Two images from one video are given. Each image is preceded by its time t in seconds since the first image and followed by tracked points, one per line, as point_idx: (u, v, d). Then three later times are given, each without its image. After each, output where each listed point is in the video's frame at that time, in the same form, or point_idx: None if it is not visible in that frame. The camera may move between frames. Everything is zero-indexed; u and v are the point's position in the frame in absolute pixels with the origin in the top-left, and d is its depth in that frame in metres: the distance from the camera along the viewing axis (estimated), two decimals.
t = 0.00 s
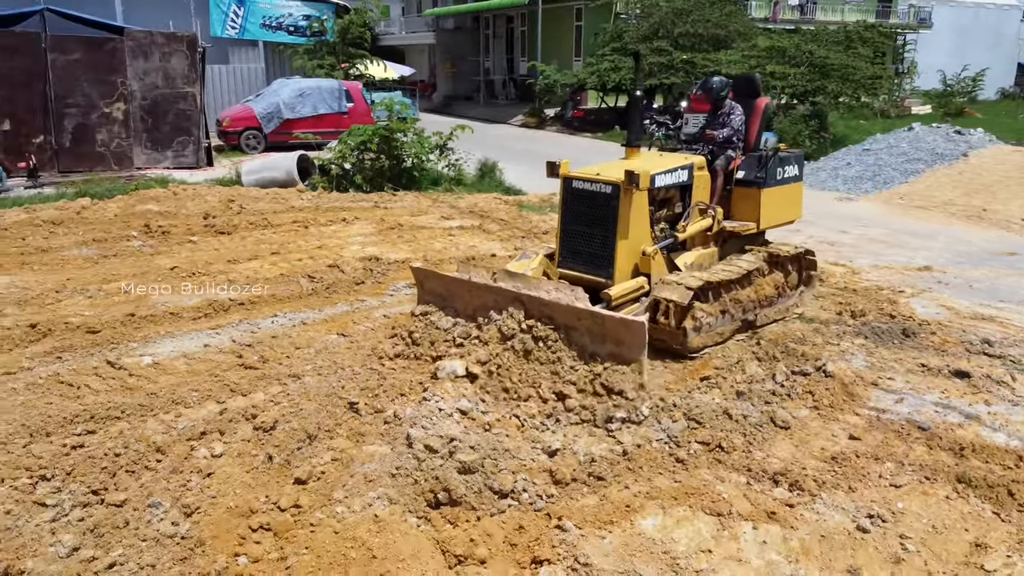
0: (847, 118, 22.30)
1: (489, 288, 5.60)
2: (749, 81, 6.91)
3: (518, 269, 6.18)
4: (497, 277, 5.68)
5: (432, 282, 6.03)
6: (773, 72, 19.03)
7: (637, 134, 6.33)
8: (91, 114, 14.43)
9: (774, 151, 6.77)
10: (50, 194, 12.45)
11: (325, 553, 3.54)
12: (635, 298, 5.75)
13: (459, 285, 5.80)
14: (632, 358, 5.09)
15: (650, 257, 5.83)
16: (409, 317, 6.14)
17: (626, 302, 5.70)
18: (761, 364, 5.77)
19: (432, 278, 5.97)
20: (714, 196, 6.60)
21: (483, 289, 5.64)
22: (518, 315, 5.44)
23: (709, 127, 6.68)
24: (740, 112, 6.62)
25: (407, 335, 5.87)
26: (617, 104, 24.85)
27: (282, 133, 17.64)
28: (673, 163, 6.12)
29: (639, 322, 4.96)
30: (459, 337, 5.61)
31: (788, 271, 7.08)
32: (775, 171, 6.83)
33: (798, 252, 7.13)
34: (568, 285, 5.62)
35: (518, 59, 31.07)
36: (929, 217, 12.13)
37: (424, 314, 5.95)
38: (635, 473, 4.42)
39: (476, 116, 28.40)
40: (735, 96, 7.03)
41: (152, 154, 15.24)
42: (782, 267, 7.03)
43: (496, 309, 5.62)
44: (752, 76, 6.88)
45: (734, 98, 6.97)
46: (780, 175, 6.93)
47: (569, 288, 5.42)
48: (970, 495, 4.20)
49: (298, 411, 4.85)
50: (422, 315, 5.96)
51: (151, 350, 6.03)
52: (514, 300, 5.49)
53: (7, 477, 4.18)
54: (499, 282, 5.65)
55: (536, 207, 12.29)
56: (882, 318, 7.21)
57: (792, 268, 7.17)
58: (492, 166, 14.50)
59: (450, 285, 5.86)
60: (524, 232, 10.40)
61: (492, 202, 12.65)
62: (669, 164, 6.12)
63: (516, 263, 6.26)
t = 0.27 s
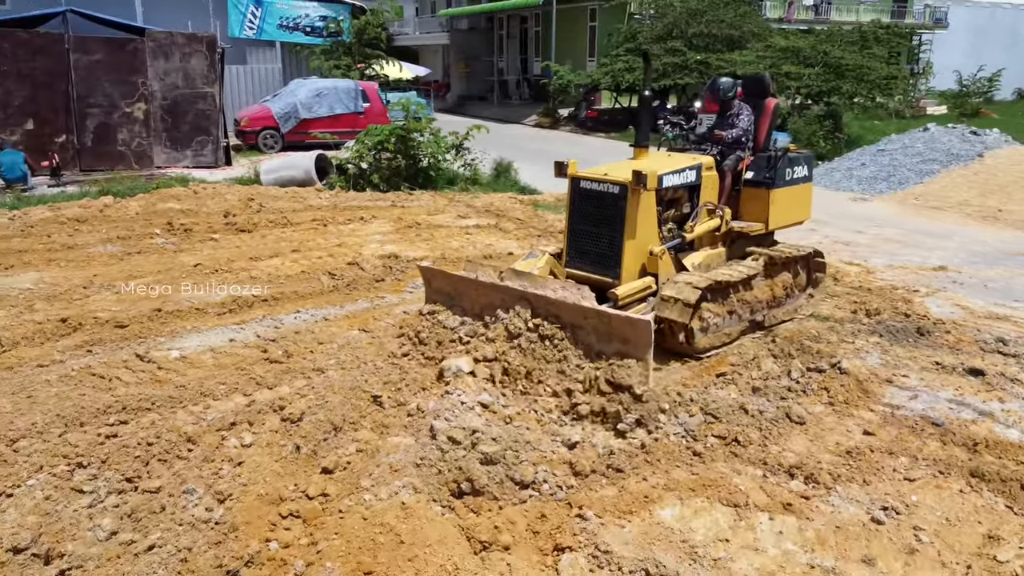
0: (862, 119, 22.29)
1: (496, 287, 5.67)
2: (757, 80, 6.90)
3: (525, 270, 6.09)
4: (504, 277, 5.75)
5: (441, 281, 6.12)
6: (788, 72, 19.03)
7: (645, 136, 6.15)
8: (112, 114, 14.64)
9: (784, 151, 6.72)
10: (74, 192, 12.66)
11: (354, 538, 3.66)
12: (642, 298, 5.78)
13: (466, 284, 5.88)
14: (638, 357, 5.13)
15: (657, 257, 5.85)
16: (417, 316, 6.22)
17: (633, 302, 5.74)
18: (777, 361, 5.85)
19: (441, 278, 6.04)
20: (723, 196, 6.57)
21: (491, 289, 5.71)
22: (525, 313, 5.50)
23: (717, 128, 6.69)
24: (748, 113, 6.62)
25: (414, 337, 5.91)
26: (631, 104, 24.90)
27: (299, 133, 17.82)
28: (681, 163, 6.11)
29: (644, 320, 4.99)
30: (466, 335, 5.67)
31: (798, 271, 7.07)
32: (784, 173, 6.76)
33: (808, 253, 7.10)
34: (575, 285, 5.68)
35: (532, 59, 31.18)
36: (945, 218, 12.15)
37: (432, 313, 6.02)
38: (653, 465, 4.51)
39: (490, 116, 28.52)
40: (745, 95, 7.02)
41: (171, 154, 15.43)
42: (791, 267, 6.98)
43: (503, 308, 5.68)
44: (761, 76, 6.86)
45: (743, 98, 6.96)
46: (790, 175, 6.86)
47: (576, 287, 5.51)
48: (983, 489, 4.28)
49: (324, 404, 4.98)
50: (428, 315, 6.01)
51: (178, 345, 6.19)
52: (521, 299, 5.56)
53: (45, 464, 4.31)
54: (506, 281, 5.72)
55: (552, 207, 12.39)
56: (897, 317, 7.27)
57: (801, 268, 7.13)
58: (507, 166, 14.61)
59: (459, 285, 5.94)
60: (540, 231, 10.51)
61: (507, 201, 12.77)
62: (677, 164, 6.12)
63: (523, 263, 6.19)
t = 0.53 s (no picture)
0: (878, 119, 22.25)
1: (499, 287, 5.56)
2: (765, 80, 6.79)
3: (527, 270, 5.98)
4: (508, 277, 5.63)
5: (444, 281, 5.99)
6: (803, 72, 18.98)
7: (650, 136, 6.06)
8: (133, 113, 14.85)
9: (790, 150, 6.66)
10: (96, 190, 12.87)
11: (378, 523, 3.77)
12: (646, 299, 5.72)
13: (469, 284, 5.75)
14: (641, 359, 4.98)
15: (662, 257, 5.79)
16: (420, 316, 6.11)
17: (637, 303, 5.68)
18: (791, 356, 5.93)
19: (444, 277, 5.91)
20: (728, 195, 6.50)
21: (494, 289, 5.59)
22: (528, 313, 5.40)
23: (723, 127, 6.59)
24: (755, 113, 6.53)
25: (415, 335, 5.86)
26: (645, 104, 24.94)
27: (315, 133, 17.98)
28: (685, 164, 6.05)
29: (646, 322, 4.86)
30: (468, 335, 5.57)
31: (804, 271, 6.99)
32: (790, 172, 6.70)
33: (814, 253, 7.01)
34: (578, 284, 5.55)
35: (546, 59, 31.27)
36: (960, 217, 12.15)
37: (435, 313, 5.91)
38: (668, 457, 4.61)
39: (504, 116, 28.62)
40: (751, 94, 6.92)
41: (191, 152, 15.63)
42: (796, 267, 6.91)
43: (506, 309, 5.57)
44: (767, 74, 6.76)
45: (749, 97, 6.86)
46: (796, 175, 6.80)
47: (579, 288, 5.38)
48: (994, 482, 4.35)
49: (346, 395, 5.10)
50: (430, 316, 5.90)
51: (203, 338, 6.33)
52: (524, 300, 5.44)
53: (78, 451, 4.44)
54: (509, 281, 5.60)
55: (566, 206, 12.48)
56: (910, 315, 7.32)
57: (807, 268, 7.07)
58: (522, 165, 14.72)
59: (462, 284, 5.81)
60: (555, 229, 10.60)
61: (522, 200, 12.87)
62: (683, 164, 6.06)
63: (525, 264, 6.06)
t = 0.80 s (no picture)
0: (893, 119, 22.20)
1: (497, 286, 5.56)
2: (769, 78, 6.76)
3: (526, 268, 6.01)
4: (506, 276, 5.62)
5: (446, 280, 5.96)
6: (818, 71, 18.93)
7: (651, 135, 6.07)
8: (151, 112, 15.04)
9: (792, 149, 6.64)
10: (116, 187, 13.07)
11: (393, 508, 3.88)
12: (645, 297, 5.75)
13: (469, 283, 5.73)
14: (638, 356, 5.04)
15: (662, 256, 5.82)
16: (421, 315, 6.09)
17: (636, 301, 5.71)
18: (801, 351, 5.99)
19: (445, 276, 5.88)
20: (729, 194, 6.50)
21: (492, 288, 5.60)
22: (525, 311, 5.42)
23: (726, 126, 6.61)
24: (758, 112, 6.53)
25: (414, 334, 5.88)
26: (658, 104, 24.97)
27: (330, 131, 18.18)
28: (685, 163, 6.05)
29: (643, 320, 4.89)
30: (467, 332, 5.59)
31: (807, 271, 6.94)
32: (792, 171, 6.69)
33: (817, 253, 6.95)
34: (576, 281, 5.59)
35: (560, 59, 31.37)
36: (974, 217, 12.15)
37: (436, 312, 5.90)
38: (677, 448, 4.69)
39: (518, 116, 28.71)
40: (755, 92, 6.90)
41: (208, 151, 15.82)
42: (799, 267, 6.84)
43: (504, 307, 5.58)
44: (771, 73, 6.73)
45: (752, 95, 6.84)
46: (798, 174, 6.80)
47: (576, 286, 5.42)
48: (999, 475, 4.41)
49: (362, 386, 5.21)
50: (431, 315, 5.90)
51: (222, 331, 6.47)
52: (521, 298, 5.46)
53: (103, 438, 4.57)
54: (507, 279, 5.61)
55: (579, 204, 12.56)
56: (920, 313, 7.36)
57: (810, 268, 7.01)
58: (535, 164, 14.81)
59: (460, 283, 5.80)
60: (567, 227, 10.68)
61: (535, 198, 12.96)
62: (683, 162, 6.06)
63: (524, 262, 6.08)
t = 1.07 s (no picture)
0: (908, 119, 22.13)
1: (499, 283, 5.62)
2: (776, 78, 6.64)
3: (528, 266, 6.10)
4: (507, 272, 5.65)
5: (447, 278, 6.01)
6: (833, 72, 18.86)
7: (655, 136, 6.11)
8: (170, 112, 15.23)
9: (800, 151, 6.55)
10: (136, 186, 13.26)
11: (412, 500, 3.98)
12: (647, 298, 5.75)
13: (470, 280, 5.78)
14: (638, 355, 5.10)
15: (664, 258, 5.81)
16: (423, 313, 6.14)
17: (638, 303, 5.71)
18: (814, 350, 6.04)
19: (447, 274, 5.93)
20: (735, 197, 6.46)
21: (494, 285, 5.64)
22: (526, 308, 5.46)
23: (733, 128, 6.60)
24: (766, 114, 6.49)
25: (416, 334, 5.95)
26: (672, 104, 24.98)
27: (346, 131, 18.32)
28: (689, 164, 6.04)
29: (643, 317, 4.93)
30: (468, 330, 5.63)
31: (814, 273, 6.86)
32: (798, 173, 6.63)
33: (824, 254, 6.87)
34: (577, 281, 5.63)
35: (574, 59, 31.44)
36: (989, 217, 12.14)
37: (437, 310, 5.95)
38: (690, 445, 4.76)
39: (531, 116, 28.79)
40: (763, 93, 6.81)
41: (225, 150, 16.01)
42: (805, 269, 6.76)
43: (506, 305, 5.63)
44: (780, 74, 6.65)
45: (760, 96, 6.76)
46: (805, 177, 6.74)
47: (577, 284, 5.42)
48: (1011, 473, 4.45)
49: (381, 381, 5.31)
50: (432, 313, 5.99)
51: (242, 328, 6.60)
52: (523, 295, 5.50)
53: (129, 430, 4.69)
54: (508, 277, 5.65)
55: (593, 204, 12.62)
56: (934, 313, 7.39)
57: (816, 270, 6.92)
58: (550, 164, 14.89)
59: (463, 281, 5.85)
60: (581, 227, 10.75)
61: (549, 198, 13.04)
62: (687, 164, 6.06)
63: (525, 261, 6.17)
